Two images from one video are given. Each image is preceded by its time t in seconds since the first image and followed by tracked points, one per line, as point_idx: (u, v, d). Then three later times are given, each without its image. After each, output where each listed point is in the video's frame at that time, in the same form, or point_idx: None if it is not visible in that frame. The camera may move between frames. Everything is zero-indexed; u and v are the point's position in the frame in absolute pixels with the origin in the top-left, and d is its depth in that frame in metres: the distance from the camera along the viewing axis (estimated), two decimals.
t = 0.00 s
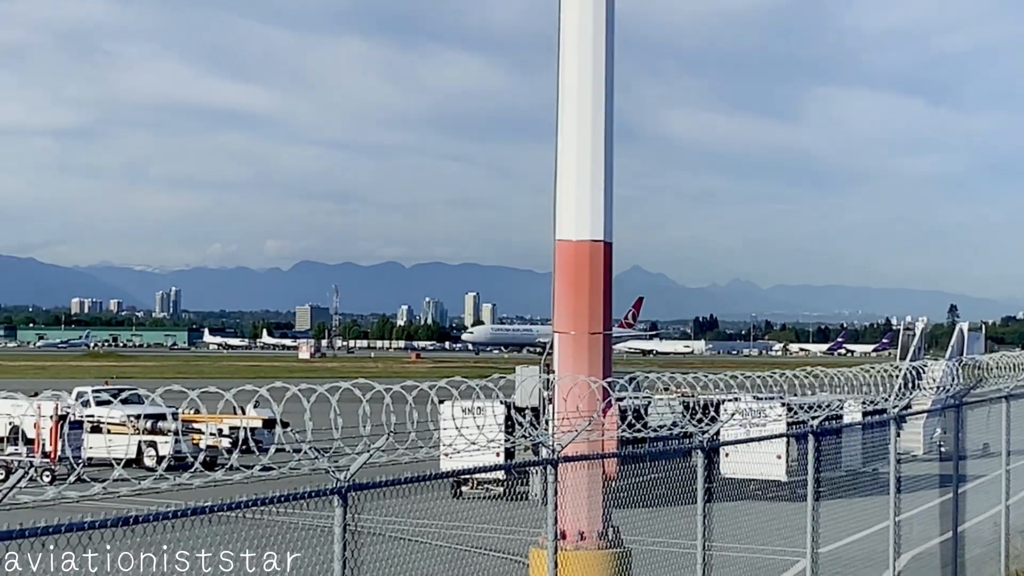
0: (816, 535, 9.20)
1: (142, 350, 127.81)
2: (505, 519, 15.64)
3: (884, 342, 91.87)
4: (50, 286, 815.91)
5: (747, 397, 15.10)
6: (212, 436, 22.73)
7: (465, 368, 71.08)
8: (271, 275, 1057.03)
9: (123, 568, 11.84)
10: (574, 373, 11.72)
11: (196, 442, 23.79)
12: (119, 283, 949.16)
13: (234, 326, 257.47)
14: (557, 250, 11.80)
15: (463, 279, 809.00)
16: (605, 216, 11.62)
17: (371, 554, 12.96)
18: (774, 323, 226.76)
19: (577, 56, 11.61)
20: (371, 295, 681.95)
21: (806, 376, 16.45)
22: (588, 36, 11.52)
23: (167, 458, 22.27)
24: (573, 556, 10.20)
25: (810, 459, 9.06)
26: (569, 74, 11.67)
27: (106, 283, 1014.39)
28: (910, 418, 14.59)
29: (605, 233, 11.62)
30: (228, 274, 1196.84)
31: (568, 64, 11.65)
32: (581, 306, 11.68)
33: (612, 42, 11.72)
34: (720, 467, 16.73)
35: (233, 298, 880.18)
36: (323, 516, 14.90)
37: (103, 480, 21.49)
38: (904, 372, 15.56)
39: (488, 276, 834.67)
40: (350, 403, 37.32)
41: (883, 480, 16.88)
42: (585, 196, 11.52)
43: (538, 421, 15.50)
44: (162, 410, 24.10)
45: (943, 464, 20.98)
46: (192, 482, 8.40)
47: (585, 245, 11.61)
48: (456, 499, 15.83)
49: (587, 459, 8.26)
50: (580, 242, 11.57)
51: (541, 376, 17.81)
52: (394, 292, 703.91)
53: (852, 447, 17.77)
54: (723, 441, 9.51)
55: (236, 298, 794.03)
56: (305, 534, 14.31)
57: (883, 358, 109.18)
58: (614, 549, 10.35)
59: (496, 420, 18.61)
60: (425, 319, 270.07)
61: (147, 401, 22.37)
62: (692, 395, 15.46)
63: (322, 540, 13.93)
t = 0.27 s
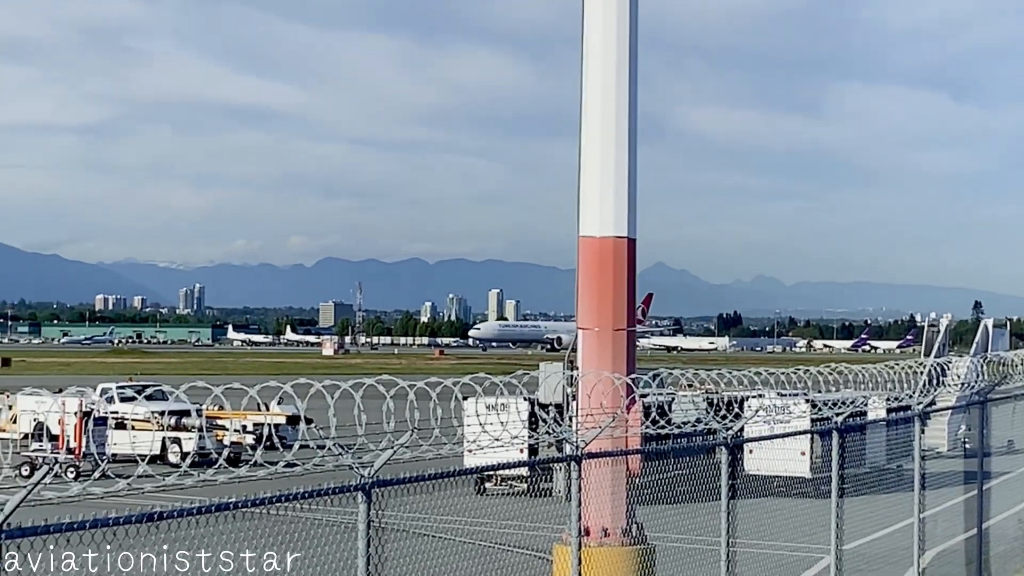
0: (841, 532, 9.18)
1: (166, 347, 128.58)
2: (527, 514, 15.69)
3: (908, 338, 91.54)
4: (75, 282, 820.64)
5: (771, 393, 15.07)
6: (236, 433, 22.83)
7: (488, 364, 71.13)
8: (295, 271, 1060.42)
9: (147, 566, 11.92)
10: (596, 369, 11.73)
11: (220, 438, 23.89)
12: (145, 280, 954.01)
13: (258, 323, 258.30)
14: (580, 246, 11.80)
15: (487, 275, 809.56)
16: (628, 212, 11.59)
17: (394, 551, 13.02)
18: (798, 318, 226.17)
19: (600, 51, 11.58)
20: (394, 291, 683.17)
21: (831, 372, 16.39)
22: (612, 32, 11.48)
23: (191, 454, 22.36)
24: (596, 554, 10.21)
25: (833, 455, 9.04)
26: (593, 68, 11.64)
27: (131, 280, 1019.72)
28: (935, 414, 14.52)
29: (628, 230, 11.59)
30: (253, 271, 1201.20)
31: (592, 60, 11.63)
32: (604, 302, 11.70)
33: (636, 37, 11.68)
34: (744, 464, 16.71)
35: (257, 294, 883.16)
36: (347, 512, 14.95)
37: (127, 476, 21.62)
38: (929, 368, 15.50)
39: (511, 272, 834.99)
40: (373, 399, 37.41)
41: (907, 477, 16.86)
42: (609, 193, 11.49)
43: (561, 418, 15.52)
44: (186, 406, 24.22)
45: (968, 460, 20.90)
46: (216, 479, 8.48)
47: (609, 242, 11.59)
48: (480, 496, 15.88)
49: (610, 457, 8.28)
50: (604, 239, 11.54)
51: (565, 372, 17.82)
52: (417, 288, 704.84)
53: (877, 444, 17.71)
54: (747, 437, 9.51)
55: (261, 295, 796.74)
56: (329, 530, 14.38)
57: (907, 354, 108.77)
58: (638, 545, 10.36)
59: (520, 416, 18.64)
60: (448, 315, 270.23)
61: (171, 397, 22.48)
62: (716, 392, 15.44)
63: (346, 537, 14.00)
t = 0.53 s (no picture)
0: (870, 532, 9.11)
1: (195, 344, 129.36)
2: (554, 511, 15.72)
3: (937, 336, 91.20)
4: (105, 280, 826.06)
5: (797, 390, 15.02)
6: (264, 430, 22.93)
7: (515, 362, 71.22)
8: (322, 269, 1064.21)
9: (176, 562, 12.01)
10: (623, 366, 11.74)
11: (247, 435, 24.01)
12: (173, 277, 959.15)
13: (285, 320, 259.41)
14: (606, 244, 11.76)
15: (513, 272, 809.70)
16: (656, 208, 11.55)
17: (422, 547, 13.09)
18: (825, 316, 225.36)
19: (628, 48, 11.56)
20: (420, 288, 684.19)
21: (858, 369, 16.32)
22: (639, 27, 11.46)
23: (219, 450, 22.47)
24: (623, 550, 10.22)
25: (862, 452, 8.99)
26: (620, 65, 11.64)
27: (160, 277, 1025.42)
28: (962, 410, 14.46)
29: (656, 227, 11.55)
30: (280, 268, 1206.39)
31: (619, 55, 11.61)
32: (631, 300, 11.70)
33: (663, 33, 11.63)
34: (771, 461, 16.68)
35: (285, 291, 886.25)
36: (377, 509, 15.02)
37: (155, 473, 21.74)
38: (957, 366, 15.41)
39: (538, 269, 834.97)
40: (401, 396, 37.50)
41: (935, 475, 16.81)
42: (636, 191, 11.46)
43: (589, 415, 15.55)
44: (214, 403, 24.34)
45: (997, 457, 20.82)
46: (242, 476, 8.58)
47: (636, 240, 11.53)
48: (506, 493, 15.97)
49: (637, 454, 8.29)
50: (631, 236, 11.49)
51: (592, 369, 17.83)
52: (444, 285, 705.76)
53: (904, 441, 17.66)
54: (775, 434, 9.47)
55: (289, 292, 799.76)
56: (356, 526, 14.47)
57: (935, 352, 108.11)
58: (665, 542, 10.35)
59: (546, 412, 18.67)
60: (474, 311, 270.41)
61: (199, 394, 22.60)
62: (744, 388, 15.43)
63: (372, 532, 14.09)
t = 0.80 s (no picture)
0: (900, 531, 9.08)
1: (226, 341, 129.97)
2: (584, 509, 15.73)
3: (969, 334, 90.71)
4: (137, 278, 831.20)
5: (828, 389, 14.96)
6: (295, 428, 23.01)
7: (545, 360, 71.20)
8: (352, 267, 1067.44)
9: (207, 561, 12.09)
10: (653, 364, 11.73)
11: (278, 433, 24.09)
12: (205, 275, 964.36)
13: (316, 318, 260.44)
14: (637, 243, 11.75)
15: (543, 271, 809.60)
16: (686, 206, 11.53)
17: (453, 545, 13.14)
18: (856, 315, 224.39)
19: (657, 48, 11.58)
20: (450, 286, 685.03)
21: (889, 369, 16.24)
22: (670, 24, 11.45)
23: (249, 448, 22.57)
24: (653, 549, 10.23)
25: (894, 451, 8.96)
26: (650, 64, 11.64)
27: (192, 275, 1031.08)
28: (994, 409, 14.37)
29: (686, 225, 11.54)
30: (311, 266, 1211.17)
31: (650, 53, 11.63)
32: (662, 300, 11.69)
33: (694, 29, 11.61)
34: (801, 461, 16.62)
35: (316, 290, 889.15)
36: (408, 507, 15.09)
37: (187, 470, 21.91)
38: (988, 365, 15.32)
39: (568, 267, 834.41)
40: (430, 394, 37.54)
41: (966, 475, 16.72)
42: (666, 191, 11.46)
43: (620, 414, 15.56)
44: (244, 400, 24.44)
45: None
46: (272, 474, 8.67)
47: (666, 238, 11.51)
48: (537, 491, 16.00)
49: (668, 454, 8.31)
50: (661, 235, 11.47)
51: (623, 368, 17.83)
52: (474, 282, 706.19)
53: (935, 441, 17.57)
54: (805, 434, 9.45)
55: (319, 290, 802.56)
56: (385, 524, 14.54)
57: (967, 351, 107.53)
58: (695, 541, 10.36)
59: (576, 411, 18.69)
60: (504, 310, 270.72)
61: (229, 392, 22.71)
62: (774, 388, 15.37)
63: (403, 530, 14.16)
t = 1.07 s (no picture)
0: (934, 532, 9.03)
1: (258, 340, 130.44)
2: (615, 509, 15.72)
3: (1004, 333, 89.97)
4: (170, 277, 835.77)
5: (862, 389, 14.88)
6: (328, 427, 23.09)
7: (575, 359, 71.12)
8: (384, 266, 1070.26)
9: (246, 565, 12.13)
10: (685, 365, 11.73)
11: (310, 432, 24.20)
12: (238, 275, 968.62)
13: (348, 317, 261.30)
14: (669, 243, 11.71)
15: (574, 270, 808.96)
16: (719, 205, 11.45)
17: (485, 544, 13.18)
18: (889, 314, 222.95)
19: (691, 44, 11.50)
20: (481, 286, 685.45)
21: (922, 368, 16.12)
22: (703, 20, 11.40)
23: (282, 446, 22.67)
24: (685, 549, 10.20)
25: (928, 454, 8.93)
26: (682, 62, 11.59)
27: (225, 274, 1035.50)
28: None
29: (719, 224, 11.49)
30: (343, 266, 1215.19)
31: (683, 48, 11.56)
32: (694, 298, 11.65)
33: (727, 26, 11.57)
34: (833, 460, 16.54)
35: (348, 289, 891.38)
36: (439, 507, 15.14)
37: (219, 469, 22.00)
38: None
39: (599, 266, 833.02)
40: (463, 394, 37.57)
41: (1001, 475, 16.58)
42: (698, 190, 11.41)
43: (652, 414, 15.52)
44: (277, 399, 24.53)
45: None
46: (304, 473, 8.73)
47: (698, 238, 11.48)
48: (568, 490, 15.99)
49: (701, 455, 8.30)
50: (693, 234, 11.44)
51: (654, 367, 17.80)
52: (506, 281, 705.82)
53: (969, 440, 17.43)
54: (839, 434, 9.40)
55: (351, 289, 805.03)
56: (419, 523, 14.59)
57: (1002, 351, 106.67)
58: (728, 541, 10.33)
59: (608, 411, 18.66)
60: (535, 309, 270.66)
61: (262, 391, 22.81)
62: (806, 388, 15.30)
63: (434, 529, 14.21)
